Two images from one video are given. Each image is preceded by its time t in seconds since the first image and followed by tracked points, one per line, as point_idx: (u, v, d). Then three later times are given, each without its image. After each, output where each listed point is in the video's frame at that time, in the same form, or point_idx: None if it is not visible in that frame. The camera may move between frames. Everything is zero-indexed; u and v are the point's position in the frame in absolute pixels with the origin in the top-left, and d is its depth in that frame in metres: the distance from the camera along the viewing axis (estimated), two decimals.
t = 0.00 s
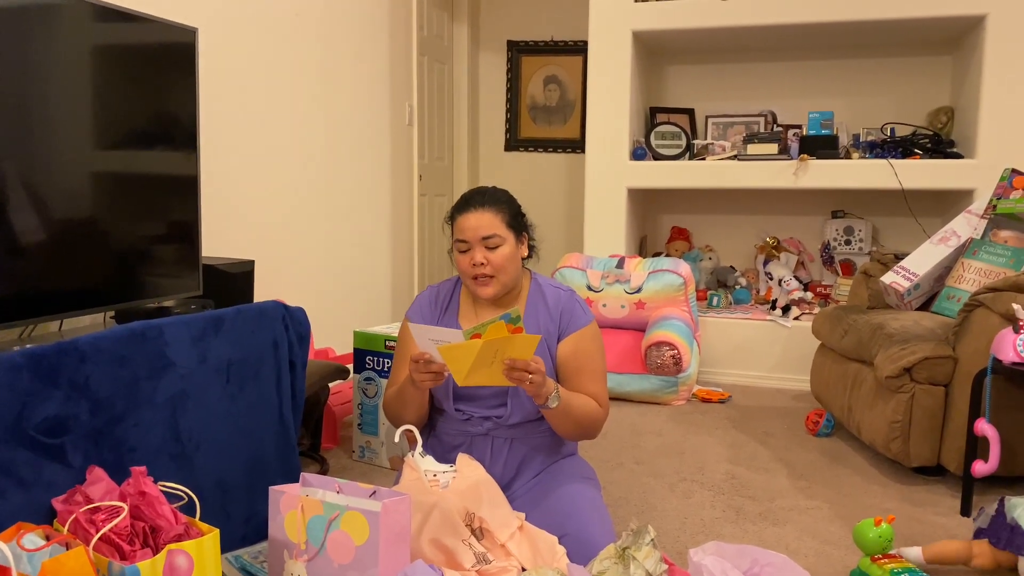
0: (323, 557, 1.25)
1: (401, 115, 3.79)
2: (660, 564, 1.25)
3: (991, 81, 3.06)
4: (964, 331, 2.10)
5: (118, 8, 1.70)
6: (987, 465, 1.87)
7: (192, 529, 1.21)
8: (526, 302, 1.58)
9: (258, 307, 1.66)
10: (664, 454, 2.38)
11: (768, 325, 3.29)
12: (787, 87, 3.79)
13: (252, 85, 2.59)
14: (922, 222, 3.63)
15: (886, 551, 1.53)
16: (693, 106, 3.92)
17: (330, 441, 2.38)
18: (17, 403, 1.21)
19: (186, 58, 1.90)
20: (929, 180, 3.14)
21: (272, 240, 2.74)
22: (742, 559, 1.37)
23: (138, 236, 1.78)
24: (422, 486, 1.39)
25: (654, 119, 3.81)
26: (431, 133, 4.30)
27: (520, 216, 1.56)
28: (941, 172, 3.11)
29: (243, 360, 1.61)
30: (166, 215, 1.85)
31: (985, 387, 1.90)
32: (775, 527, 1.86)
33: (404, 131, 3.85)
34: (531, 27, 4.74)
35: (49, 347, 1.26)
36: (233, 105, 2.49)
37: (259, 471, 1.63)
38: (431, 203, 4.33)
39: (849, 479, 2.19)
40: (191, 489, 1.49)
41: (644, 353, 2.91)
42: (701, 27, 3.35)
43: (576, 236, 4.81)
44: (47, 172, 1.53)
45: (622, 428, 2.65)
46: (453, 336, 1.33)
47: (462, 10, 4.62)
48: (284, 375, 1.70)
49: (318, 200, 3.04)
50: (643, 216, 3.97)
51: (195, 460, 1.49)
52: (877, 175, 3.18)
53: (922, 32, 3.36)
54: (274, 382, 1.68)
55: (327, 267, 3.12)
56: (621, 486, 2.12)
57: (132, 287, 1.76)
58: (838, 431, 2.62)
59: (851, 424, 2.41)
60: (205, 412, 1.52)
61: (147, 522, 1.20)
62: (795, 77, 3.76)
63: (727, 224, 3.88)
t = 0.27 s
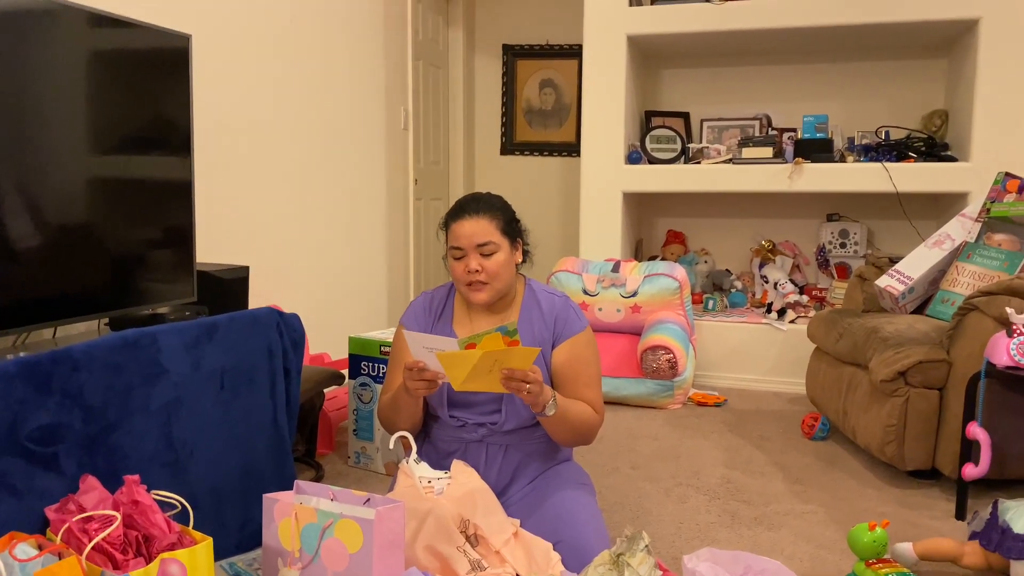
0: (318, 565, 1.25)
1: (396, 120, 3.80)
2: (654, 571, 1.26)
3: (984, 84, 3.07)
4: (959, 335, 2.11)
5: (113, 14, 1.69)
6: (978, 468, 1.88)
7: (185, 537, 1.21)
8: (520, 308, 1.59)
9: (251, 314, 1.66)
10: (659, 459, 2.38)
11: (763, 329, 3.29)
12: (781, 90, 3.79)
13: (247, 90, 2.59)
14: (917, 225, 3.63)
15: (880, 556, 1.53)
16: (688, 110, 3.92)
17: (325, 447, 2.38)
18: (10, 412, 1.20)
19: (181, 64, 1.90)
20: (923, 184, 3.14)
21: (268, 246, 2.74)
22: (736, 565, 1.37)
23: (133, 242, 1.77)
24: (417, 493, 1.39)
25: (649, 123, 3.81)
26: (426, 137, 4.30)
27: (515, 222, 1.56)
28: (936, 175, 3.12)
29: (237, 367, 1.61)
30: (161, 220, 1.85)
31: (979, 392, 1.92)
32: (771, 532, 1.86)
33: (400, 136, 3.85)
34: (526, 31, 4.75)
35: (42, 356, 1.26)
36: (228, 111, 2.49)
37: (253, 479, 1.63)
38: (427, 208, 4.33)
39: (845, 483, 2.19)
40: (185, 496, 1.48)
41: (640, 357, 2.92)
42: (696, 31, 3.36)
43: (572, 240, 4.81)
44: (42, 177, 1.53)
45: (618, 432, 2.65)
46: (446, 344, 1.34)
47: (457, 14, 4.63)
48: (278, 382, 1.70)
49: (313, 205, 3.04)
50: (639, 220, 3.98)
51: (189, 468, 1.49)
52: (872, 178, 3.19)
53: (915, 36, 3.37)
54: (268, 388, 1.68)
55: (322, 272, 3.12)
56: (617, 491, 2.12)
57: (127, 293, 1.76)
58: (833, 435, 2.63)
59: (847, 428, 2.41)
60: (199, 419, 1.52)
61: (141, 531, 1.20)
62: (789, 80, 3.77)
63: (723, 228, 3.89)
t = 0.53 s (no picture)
0: (308, 572, 1.25)
1: (389, 124, 3.80)
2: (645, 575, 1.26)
3: (975, 87, 3.09)
4: (948, 338, 2.12)
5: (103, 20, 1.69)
6: (967, 470, 1.90)
7: (174, 545, 1.21)
8: (513, 313, 1.59)
9: (242, 320, 1.66)
10: (652, 463, 2.38)
11: (756, 332, 3.30)
12: (773, 94, 3.80)
13: (239, 94, 2.59)
14: (908, 228, 3.65)
15: (871, 559, 1.54)
16: (680, 114, 3.93)
17: (318, 452, 2.38)
18: None
19: (172, 69, 1.90)
20: (915, 187, 3.15)
21: (259, 251, 2.74)
22: (727, 570, 1.37)
23: (125, 247, 1.77)
24: (407, 500, 1.38)
25: (641, 127, 3.82)
26: (419, 141, 4.30)
27: (509, 228, 1.56)
28: (927, 178, 3.13)
29: (228, 374, 1.60)
30: (153, 226, 1.85)
31: (967, 397, 1.93)
32: (762, 536, 1.86)
33: (393, 140, 3.85)
34: (519, 35, 4.75)
35: (30, 365, 1.26)
36: (220, 115, 2.49)
37: (244, 486, 1.63)
38: (420, 211, 4.33)
39: (836, 486, 2.20)
40: (175, 504, 1.48)
41: (633, 360, 2.92)
42: (688, 35, 3.37)
43: (565, 243, 4.82)
44: (32, 182, 1.52)
45: (611, 436, 2.65)
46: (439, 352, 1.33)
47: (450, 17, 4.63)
48: (269, 388, 1.70)
49: (306, 210, 3.04)
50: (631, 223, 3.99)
51: (179, 475, 1.49)
52: (863, 182, 3.20)
53: (906, 39, 3.38)
54: (259, 394, 1.68)
55: (314, 276, 3.11)
56: (609, 495, 2.12)
57: (119, 299, 1.76)
58: (825, 438, 2.63)
59: (838, 431, 2.42)
60: (189, 426, 1.52)
61: (130, 540, 1.20)
62: (781, 83, 3.78)
63: (715, 231, 3.90)
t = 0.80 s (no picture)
0: (297, 567, 1.24)
1: (381, 121, 3.79)
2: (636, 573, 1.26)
3: (963, 91, 3.11)
4: (936, 339, 2.14)
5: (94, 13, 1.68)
6: (958, 471, 1.90)
7: (163, 540, 1.20)
8: (505, 311, 1.59)
9: (231, 316, 1.65)
10: (641, 461, 2.39)
11: (745, 332, 3.32)
12: (764, 95, 3.82)
13: (230, 89, 2.58)
14: (897, 229, 3.67)
15: (858, 557, 1.55)
16: (672, 114, 3.95)
17: (307, 449, 2.38)
18: None
19: (163, 63, 1.89)
20: (903, 189, 3.18)
21: (250, 246, 2.72)
22: (715, 568, 1.38)
23: (115, 242, 1.76)
24: (398, 497, 1.38)
25: (633, 127, 3.83)
26: (411, 138, 4.29)
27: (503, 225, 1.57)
28: (915, 180, 3.16)
29: (217, 369, 1.60)
30: (143, 220, 1.84)
31: (956, 396, 1.95)
32: (750, 534, 1.87)
33: (384, 137, 3.85)
34: (512, 33, 4.75)
35: (18, 358, 1.25)
36: (211, 110, 2.48)
37: (233, 482, 1.62)
38: (411, 209, 4.33)
39: (824, 485, 2.21)
40: (164, 499, 1.47)
41: (623, 359, 2.93)
42: (680, 35, 3.38)
43: (556, 242, 4.83)
44: (21, 176, 1.51)
45: (601, 434, 2.66)
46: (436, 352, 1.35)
47: (443, 15, 4.63)
48: (258, 384, 1.69)
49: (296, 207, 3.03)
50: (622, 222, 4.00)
51: (168, 470, 1.48)
52: (853, 183, 3.22)
53: (895, 42, 3.41)
54: (249, 390, 1.67)
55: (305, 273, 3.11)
56: (598, 493, 2.13)
57: (108, 294, 1.74)
58: (813, 437, 2.65)
59: (827, 431, 2.43)
60: (178, 421, 1.51)
61: (118, 534, 1.19)
62: (772, 85, 3.80)
63: (706, 231, 3.91)
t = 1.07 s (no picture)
0: (288, 564, 1.24)
1: (377, 116, 3.78)
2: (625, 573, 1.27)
3: (960, 93, 3.12)
4: (930, 340, 2.14)
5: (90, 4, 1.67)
6: (948, 473, 1.90)
7: (154, 536, 1.19)
8: (501, 309, 1.59)
9: (225, 310, 1.65)
10: (634, 460, 2.39)
11: (740, 332, 3.32)
12: (761, 95, 3.82)
13: (226, 83, 2.57)
14: (893, 231, 3.68)
15: (850, 559, 1.55)
16: (669, 113, 3.94)
17: (300, 445, 2.37)
18: None
19: (159, 55, 1.87)
20: (900, 191, 3.18)
21: (244, 241, 2.71)
22: (706, 567, 1.37)
23: (109, 235, 1.75)
24: (390, 494, 1.40)
25: (630, 125, 3.82)
26: (407, 134, 4.28)
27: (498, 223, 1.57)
28: (911, 182, 3.16)
29: (210, 364, 1.59)
30: (136, 214, 1.83)
31: (949, 398, 1.94)
32: (742, 535, 1.87)
33: (381, 132, 3.83)
34: (510, 30, 4.74)
35: (10, 351, 1.24)
36: (207, 103, 2.47)
37: (225, 478, 1.61)
38: (407, 205, 4.31)
39: (816, 486, 2.22)
40: (155, 495, 1.47)
41: (618, 358, 2.93)
42: (678, 34, 3.37)
43: (552, 240, 4.82)
44: (15, 168, 1.50)
45: (594, 433, 2.66)
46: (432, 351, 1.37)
47: (441, 11, 4.61)
48: (251, 379, 1.69)
49: (291, 202, 3.02)
50: (618, 221, 3.99)
51: (159, 466, 1.47)
52: (849, 184, 3.22)
53: (893, 44, 3.40)
54: (241, 385, 1.67)
55: (299, 268, 3.10)
56: (591, 492, 2.12)
57: (101, 287, 1.74)
58: (806, 438, 2.65)
59: (820, 432, 2.43)
60: (171, 416, 1.50)
61: (108, 529, 1.19)
62: (770, 85, 3.80)
63: (701, 230, 3.91)
